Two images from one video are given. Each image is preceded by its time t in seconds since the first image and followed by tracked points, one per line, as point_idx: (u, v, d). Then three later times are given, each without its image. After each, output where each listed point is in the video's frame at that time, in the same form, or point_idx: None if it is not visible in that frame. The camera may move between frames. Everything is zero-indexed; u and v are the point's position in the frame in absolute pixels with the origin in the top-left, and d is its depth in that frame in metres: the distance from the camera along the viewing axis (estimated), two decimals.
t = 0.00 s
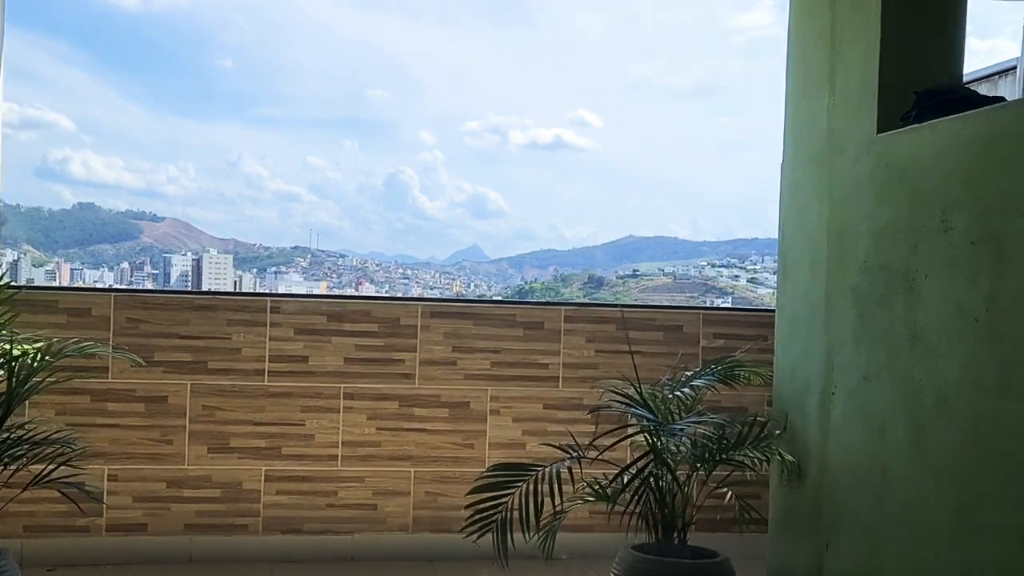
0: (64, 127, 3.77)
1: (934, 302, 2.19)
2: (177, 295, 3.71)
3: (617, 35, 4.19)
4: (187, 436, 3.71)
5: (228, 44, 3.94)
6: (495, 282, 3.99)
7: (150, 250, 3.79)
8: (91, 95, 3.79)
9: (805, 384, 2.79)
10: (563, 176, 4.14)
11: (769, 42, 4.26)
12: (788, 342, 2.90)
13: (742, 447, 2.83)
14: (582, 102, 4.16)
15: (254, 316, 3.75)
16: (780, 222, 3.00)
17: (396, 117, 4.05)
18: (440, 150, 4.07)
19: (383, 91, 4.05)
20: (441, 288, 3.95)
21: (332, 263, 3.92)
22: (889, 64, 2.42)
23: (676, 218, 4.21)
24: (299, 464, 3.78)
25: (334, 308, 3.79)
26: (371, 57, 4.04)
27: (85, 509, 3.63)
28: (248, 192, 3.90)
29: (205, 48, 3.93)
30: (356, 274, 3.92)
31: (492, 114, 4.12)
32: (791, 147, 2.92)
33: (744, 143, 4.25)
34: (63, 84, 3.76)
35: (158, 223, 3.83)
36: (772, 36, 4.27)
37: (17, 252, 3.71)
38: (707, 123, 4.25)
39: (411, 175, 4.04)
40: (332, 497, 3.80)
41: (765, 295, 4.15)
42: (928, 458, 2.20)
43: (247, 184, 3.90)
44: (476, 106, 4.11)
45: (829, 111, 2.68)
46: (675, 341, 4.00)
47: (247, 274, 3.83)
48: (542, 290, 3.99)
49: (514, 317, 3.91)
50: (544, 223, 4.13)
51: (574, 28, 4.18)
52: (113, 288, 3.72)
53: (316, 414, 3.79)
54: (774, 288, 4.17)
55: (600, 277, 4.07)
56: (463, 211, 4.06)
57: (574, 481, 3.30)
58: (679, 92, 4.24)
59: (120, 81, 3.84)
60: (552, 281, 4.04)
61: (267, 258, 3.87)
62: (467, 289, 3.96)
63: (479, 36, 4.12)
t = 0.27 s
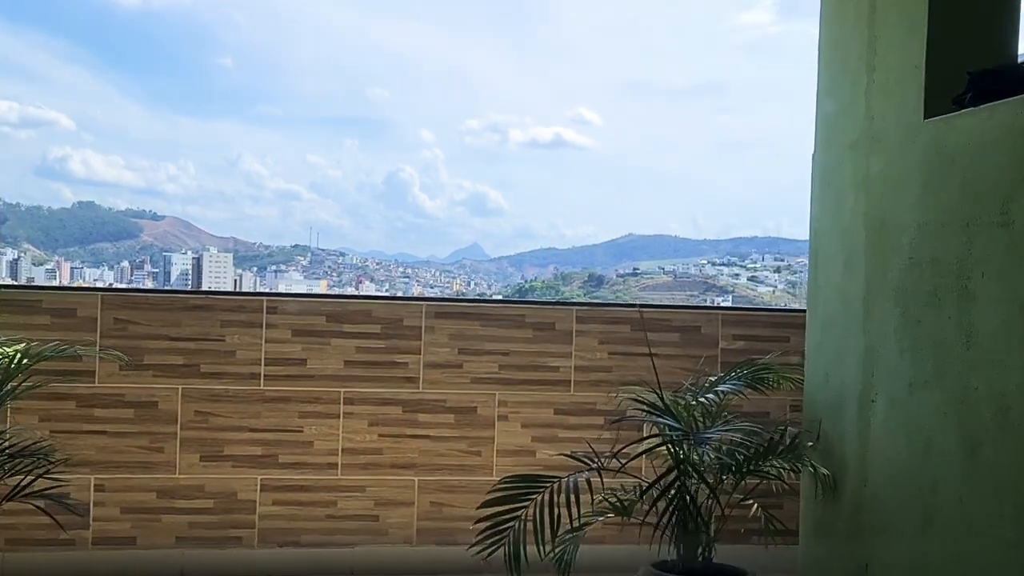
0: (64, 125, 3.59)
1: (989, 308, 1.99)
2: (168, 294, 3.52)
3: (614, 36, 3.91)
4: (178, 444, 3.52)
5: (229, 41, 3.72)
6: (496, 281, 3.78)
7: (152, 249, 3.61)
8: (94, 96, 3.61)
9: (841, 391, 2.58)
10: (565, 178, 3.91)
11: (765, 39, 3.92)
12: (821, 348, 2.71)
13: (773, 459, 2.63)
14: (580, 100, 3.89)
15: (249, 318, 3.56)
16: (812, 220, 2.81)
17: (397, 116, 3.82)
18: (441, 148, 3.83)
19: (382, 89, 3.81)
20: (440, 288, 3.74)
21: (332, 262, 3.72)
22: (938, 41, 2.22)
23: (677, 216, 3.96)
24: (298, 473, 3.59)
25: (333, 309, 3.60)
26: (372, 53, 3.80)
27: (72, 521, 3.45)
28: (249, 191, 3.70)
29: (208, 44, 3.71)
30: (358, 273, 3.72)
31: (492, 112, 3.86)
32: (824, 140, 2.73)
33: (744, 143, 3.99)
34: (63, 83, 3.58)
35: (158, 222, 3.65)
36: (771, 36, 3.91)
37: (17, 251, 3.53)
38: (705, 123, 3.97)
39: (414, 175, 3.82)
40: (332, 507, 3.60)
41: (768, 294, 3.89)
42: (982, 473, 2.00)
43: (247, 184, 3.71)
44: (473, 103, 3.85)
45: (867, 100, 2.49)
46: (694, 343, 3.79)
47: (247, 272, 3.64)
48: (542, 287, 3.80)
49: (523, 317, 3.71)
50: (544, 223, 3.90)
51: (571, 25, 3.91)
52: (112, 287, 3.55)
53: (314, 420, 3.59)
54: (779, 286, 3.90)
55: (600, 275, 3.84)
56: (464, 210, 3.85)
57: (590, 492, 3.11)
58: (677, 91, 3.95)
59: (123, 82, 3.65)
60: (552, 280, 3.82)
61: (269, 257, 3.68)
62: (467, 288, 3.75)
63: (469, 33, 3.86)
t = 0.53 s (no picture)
0: (64, 125, 3.43)
1: None
2: (159, 294, 3.34)
3: (614, 35, 3.66)
4: (169, 452, 3.35)
5: (230, 39, 3.51)
6: (496, 280, 3.60)
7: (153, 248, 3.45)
8: (92, 95, 3.45)
9: (880, 399, 2.40)
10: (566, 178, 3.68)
11: (767, 38, 3.70)
12: (857, 354, 2.53)
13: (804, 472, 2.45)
14: (579, 99, 3.66)
15: (244, 319, 3.37)
16: (847, 216, 2.62)
17: (397, 116, 3.61)
18: (441, 147, 3.62)
19: (383, 88, 3.60)
20: (441, 287, 3.57)
21: (332, 260, 3.55)
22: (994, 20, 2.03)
23: (677, 215, 3.74)
24: (295, 482, 3.41)
25: (333, 309, 3.42)
26: (371, 51, 3.58)
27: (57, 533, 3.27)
28: (250, 190, 3.53)
29: (209, 43, 3.51)
30: (360, 271, 3.55)
31: (492, 112, 3.64)
32: (860, 131, 2.55)
33: (743, 142, 3.75)
34: (62, 82, 3.42)
35: (159, 221, 3.48)
36: (772, 36, 3.71)
37: (18, 250, 3.39)
38: (705, 123, 3.72)
39: (415, 175, 3.62)
40: (331, 518, 3.42)
41: (769, 293, 3.72)
42: None
43: (248, 183, 3.53)
44: (473, 99, 3.63)
45: (909, 87, 2.30)
46: (713, 346, 3.60)
47: (248, 271, 3.47)
48: (542, 286, 3.62)
49: (533, 318, 3.53)
50: (545, 222, 3.68)
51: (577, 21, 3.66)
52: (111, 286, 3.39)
53: (313, 426, 3.42)
54: (780, 285, 3.73)
55: (601, 274, 3.65)
56: (464, 208, 3.65)
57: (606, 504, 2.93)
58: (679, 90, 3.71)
59: (122, 82, 3.47)
60: (552, 278, 3.64)
61: (268, 256, 3.51)
62: (467, 287, 3.58)
63: (467, 27, 3.63)
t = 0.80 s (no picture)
0: (65, 123, 3.27)
1: None
2: (151, 295, 3.18)
3: (614, 35, 3.52)
4: (162, 460, 3.19)
5: (231, 37, 3.37)
6: (497, 279, 3.41)
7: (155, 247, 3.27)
8: (93, 92, 3.29)
9: (922, 408, 2.24)
10: (569, 177, 3.51)
11: (772, 36, 3.54)
12: (894, 358, 2.36)
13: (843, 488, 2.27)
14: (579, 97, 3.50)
15: (241, 320, 3.21)
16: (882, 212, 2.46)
17: (397, 116, 3.45)
18: (442, 146, 3.46)
19: (383, 86, 3.45)
20: (445, 286, 3.37)
21: (333, 259, 3.36)
22: None
23: (679, 214, 3.55)
24: (295, 492, 3.25)
25: (334, 310, 3.26)
26: (371, 49, 3.43)
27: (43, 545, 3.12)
28: (250, 188, 3.36)
29: (210, 41, 3.36)
30: (362, 270, 3.37)
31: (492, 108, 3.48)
32: (898, 119, 2.38)
33: (740, 144, 3.56)
34: (64, 80, 3.27)
35: (160, 219, 3.30)
36: (771, 35, 3.55)
37: (18, 248, 3.21)
38: (705, 122, 3.55)
39: (416, 173, 3.46)
40: (332, 530, 3.26)
41: (771, 291, 3.51)
42: None
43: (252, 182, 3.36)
44: (475, 97, 3.47)
45: (956, 72, 2.14)
46: (732, 348, 3.44)
47: (249, 270, 3.31)
48: (545, 286, 3.42)
49: (544, 319, 3.36)
50: (545, 220, 3.50)
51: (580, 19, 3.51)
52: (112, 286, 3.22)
53: (313, 432, 3.26)
54: (782, 283, 3.52)
55: (603, 273, 3.46)
56: (465, 207, 3.48)
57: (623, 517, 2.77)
58: (689, 87, 3.55)
59: (121, 79, 3.32)
60: (553, 278, 3.44)
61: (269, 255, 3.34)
62: (467, 287, 3.38)
63: (464, 22, 3.49)
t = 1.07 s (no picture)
0: (65, 122, 3.13)
1: None
2: (143, 294, 3.04)
3: (614, 36, 3.36)
4: (155, 467, 3.05)
5: (231, 36, 3.22)
6: (499, 277, 3.27)
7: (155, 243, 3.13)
8: (93, 91, 3.14)
9: (967, 417, 2.09)
10: (569, 179, 3.34)
11: (771, 35, 3.37)
12: (932, 360, 2.23)
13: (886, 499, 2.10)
14: (576, 96, 3.33)
15: (238, 321, 3.07)
16: (920, 204, 2.32)
17: (396, 115, 3.28)
18: (444, 144, 3.29)
19: (383, 84, 3.28)
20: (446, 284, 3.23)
21: (334, 258, 3.21)
22: None
23: (679, 213, 3.37)
24: (294, 500, 3.10)
25: (335, 310, 3.11)
26: (370, 48, 3.28)
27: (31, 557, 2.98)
28: (252, 187, 3.20)
29: (209, 41, 3.21)
30: (363, 269, 3.22)
31: (492, 107, 3.31)
32: (938, 107, 2.24)
33: (740, 143, 3.38)
34: (65, 78, 3.13)
35: (160, 218, 3.15)
36: (772, 34, 3.38)
37: (19, 247, 3.07)
38: (704, 123, 3.38)
39: (416, 173, 3.27)
40: (333, 540, 3.12)
41: (772, 290, 3.35)
42: None
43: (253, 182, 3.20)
44: (475, 96, 3.30)
45: (1003, 54, 1.99)
46: (751, 350, 3.29)
47: (250, 269, 3.16)
48: (546, 283, 3.28)
49: (554, 320, 3.21)
50: (545, 219, 3.33)
51: (580, 16, 3.36)
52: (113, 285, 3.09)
53: (313, 438, 3.11)
54: (783, 282, 3.35)
55: (604, 271, 3.31)
56: (466, 207, 3.31)
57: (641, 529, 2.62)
58: (688, 86, 3.38)
59: (121, 77, 3.17)
60: (555, 276, 3.29)
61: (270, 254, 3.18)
62: (469, 285, 3.24)
63: (458, 18, 3.33)
